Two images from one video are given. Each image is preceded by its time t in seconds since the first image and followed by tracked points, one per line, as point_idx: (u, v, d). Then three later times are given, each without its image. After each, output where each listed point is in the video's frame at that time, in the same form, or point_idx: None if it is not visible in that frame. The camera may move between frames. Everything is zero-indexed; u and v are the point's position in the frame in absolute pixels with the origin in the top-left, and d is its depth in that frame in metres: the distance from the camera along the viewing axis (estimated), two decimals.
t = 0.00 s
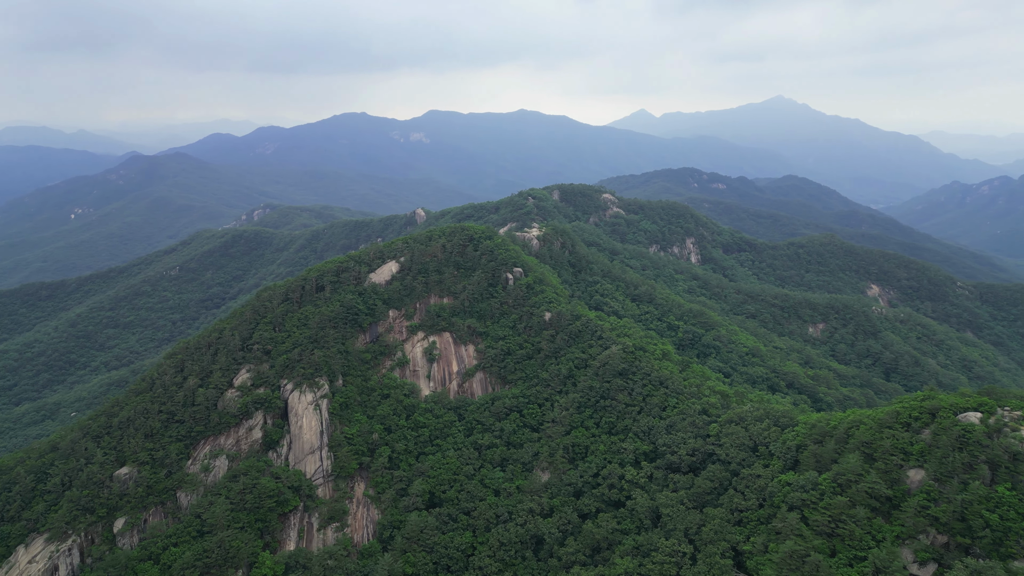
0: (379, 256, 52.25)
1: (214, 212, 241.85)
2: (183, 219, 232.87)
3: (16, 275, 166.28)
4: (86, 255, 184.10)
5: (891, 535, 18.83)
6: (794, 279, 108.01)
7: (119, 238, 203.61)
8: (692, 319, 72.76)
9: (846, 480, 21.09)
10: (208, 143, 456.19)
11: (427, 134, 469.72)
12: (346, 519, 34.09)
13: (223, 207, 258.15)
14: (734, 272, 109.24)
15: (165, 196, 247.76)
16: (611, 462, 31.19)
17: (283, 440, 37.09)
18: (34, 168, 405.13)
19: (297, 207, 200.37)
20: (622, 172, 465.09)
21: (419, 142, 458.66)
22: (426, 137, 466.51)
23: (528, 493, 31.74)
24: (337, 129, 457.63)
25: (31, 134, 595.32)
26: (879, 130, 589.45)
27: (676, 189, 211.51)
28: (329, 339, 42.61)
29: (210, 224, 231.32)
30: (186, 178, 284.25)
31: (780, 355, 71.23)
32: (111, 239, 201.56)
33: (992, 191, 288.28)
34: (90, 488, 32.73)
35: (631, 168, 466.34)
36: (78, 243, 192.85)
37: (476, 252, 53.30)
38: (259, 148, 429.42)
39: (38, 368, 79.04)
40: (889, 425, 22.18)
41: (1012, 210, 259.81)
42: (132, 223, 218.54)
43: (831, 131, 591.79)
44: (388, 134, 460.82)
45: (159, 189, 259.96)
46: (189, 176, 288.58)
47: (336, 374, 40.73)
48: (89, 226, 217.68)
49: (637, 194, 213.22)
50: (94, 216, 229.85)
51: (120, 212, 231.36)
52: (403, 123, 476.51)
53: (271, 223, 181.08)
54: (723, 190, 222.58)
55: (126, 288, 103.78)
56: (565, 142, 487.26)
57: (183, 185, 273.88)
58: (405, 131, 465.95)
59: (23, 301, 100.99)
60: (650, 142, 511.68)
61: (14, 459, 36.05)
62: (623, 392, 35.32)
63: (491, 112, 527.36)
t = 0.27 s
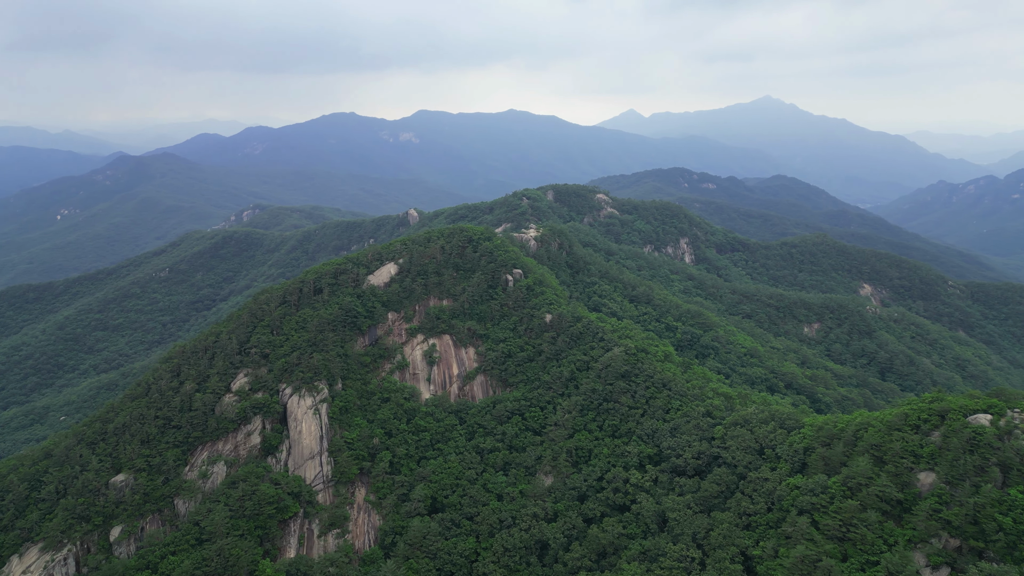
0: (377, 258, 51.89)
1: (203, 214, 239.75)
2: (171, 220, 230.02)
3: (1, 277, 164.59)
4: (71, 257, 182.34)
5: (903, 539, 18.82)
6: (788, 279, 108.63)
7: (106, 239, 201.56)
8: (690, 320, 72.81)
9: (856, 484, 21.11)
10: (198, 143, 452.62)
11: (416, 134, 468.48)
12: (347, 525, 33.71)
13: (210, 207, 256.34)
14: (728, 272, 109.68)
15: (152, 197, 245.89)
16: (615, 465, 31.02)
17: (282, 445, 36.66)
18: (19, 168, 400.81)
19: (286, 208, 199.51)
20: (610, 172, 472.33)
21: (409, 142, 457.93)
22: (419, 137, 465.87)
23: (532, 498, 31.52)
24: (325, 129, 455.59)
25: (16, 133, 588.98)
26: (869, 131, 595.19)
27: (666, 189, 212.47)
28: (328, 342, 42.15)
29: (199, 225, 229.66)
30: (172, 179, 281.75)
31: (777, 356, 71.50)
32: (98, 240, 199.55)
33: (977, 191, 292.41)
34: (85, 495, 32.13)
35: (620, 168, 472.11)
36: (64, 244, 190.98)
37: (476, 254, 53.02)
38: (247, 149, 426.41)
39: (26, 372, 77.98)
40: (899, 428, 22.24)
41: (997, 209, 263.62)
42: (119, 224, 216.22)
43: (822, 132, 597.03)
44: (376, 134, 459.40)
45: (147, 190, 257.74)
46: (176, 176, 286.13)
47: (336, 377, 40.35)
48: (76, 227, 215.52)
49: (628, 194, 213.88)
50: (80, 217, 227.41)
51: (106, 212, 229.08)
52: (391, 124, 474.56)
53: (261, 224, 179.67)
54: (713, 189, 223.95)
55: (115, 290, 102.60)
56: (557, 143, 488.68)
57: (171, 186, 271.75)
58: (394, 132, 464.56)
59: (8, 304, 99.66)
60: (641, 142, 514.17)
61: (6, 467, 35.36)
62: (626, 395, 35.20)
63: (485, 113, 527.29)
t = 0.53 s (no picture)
0: (375, 260, 51.55)
1: (192, 215, 237.79)
2: (159, 220, 228.05)
3: None
4: (58, 259, 181.01)
5: (915, 543, 18.78)
6: (781, 279, 109.24)
7: (92, 240, 199.52)
8: (687, 321, 72.93)
9: (867, 487, 21.09)
10: (189, 143, 449.30)
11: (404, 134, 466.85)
12: (348, 531, 33.32)
13: (198, 208, 254.30)
14: (722, 272, 110.15)
15: (140, 197, 243.79)
16: (620, 469, 30.85)
17: (282, 450, 36.21)
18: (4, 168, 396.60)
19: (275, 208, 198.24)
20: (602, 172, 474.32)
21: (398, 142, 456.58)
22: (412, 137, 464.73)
23: (536, 502, 31.27)
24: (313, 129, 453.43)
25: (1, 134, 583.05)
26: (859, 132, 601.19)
27: (656, 189, 213.42)
28: (327, 345, 41.69)
29: (188, 225, 227.90)
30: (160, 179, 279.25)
31: (774, 356, 71.73)
32: (85, 241, 197.55)
33: (963, 191, 296.35)
34: (81, 504, 31.53)
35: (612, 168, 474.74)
36: (51, 246, 189.07)
37: (475, 255, 52.76)
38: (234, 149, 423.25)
39: (13, 376, 76.92)
40: (908, 430, 22.28)
41: (983, 209, 267.49)
42: (105, 225, 213.96)
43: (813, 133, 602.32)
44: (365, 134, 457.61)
45: (133, 190, 255.59)
46: (164, 176, 283.60)
47: (336, 381, 39.95)
48: (61, 229, 213.39)
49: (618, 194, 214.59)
50: (67, 218, 225.07)
51: (93, 213, 226.83)
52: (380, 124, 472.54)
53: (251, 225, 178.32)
54: (703, 190, 225.42)
55: (103, 292, 101.44)
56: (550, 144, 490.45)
57: (158, 186, 269.51)
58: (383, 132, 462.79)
59: None
60: (633, 143, 516.82)
61: None
62: (629, 397, 35.08)
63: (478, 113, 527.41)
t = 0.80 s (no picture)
0: (374, 262, 51.17)
1: (179, 215, 235.08)
2: (148, 220, 225.68)
3: None
4: (43, 262, 179.18)
5: (927, 546, 18.78)
6: (774, 278, 109.82)
7: (78, 241, 197.46)
8: (686, 322, 73.01)
9: (877, 490, 21.10)
10: (177, 143, 445.63)
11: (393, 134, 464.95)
12: (350, 537, 32.96)
13: (185, 208, 252.15)
14: (715, 272, 110.62)
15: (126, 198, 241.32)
16: (624, 472, 30.71)
17: (282, 456, 35.77)
18: None
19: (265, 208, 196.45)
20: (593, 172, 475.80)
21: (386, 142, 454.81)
22: (404, 137, 463.40)
23: (540, 507, 31.03)
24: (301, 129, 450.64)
25: None
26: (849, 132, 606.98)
27: (647, 189, 214.20)
28: (327, 349, 41.27)
29: (177, 225, 226.02)
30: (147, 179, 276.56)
31: (771, 356, 71.95)
32: (72, 243, 195.47)
33: (949, 190, 300.25)
34: (76, 512, 30.96)
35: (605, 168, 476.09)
36: (37, 248, 187.25)
37: (474, 257, 52.48)
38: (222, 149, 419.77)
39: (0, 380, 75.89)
40: (918, 432, 22.34)
41: (969, 208, 270.81)
42: (91, 226, 211.61)
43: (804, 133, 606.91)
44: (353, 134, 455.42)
45: (120, 191, 252.95)
46: (150, 176, 280.84)
47: (336, 385, 39.54)
48: (47, 230, 211.10)
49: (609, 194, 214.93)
50: (53, 219, 222.72)
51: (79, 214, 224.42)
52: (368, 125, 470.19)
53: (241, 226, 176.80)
54: (694, 189, 226.33)
55: (91, 294, 100.23)
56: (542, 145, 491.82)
57: (146, 187, 266.99)
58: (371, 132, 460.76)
59: None
60: (624, 144, 519.25)
61: None
62: (632, 400, 34.97)
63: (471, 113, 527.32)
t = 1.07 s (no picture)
0: (373, 263, 50.80)
1: (166, 215, 232.20)
2: (136, 221, 223.27)
3: None
4: (30, 264, 176.93)
5: (939, 550, 18.82)
6: (766, 278, 110.32)
7: (64, 243, 195.30)
8: (685, 322, 73.11)
9: (889, 493, 21.16)
10: (165, 143, 441.91)
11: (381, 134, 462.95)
12: (352, 544, 32.57)
13: (172, 209, 249.83)
14: (709, 271, 111.07)
15: (113, 198, 238.76)
16: (629, 475, 30.59)
17: (282, 461, 35.30)
18: None
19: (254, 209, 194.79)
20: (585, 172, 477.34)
21: (375, 142, 453.10)
22: (393, 137, 461.73)
23: (544, 511, 30.85)
24: (289, 129, 448.01)
25: None
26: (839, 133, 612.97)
27: (637, 188, 215.05)
28: (326, 352, 40.83)
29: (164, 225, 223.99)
30: (133, 179, 273.79)
31: (768, 356, 72.21)
32: (58, 245, 193.43)
33: (935, 190, 304.53)
34: (72, 520, 30.41)
35: (598, 169, 477.41)
36: (23, 251, 185.35)
37: (474, 258, 52.21)
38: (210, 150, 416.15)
39: None
40: (928, 435, 22.42)
41: (955, 207, 274.56)
42: (77, 227, 209.29)
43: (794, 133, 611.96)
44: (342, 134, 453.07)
45: (106, 191, 250.24)
46: (137, 177, 278.18)
47: (336, 389, 39.12)
48: (32, 232, 208.73)
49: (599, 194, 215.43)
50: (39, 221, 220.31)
51: (65, 215, 222.13)
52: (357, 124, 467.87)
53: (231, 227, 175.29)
54: (685, 189, 227.41)
55: (80, 296, 99.00)
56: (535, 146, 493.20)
57: (133, 188, 264.43)
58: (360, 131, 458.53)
59: None
60: (615, 145, 521.71)
61: None
62: (636, 402, 34.88)
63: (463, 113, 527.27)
